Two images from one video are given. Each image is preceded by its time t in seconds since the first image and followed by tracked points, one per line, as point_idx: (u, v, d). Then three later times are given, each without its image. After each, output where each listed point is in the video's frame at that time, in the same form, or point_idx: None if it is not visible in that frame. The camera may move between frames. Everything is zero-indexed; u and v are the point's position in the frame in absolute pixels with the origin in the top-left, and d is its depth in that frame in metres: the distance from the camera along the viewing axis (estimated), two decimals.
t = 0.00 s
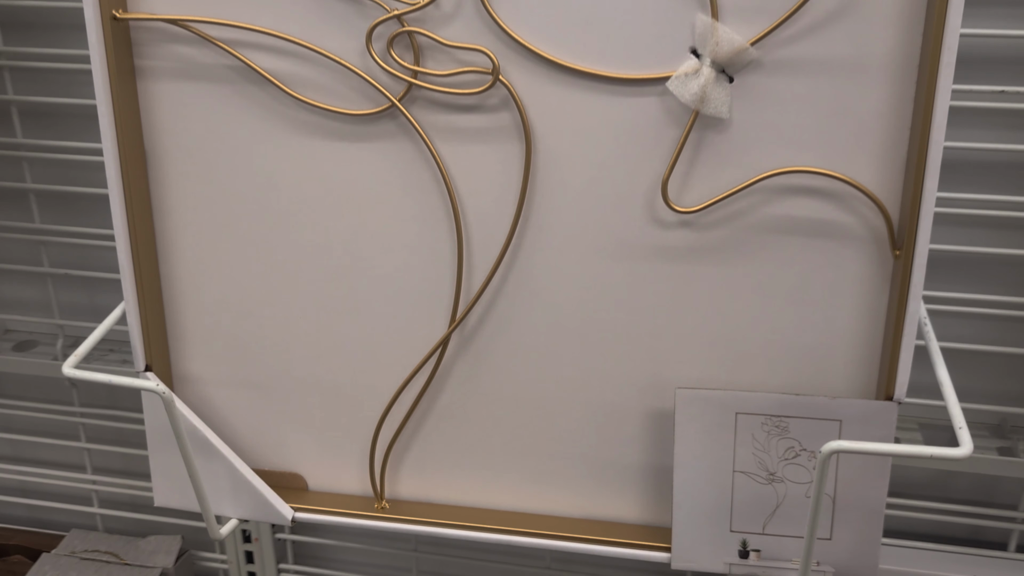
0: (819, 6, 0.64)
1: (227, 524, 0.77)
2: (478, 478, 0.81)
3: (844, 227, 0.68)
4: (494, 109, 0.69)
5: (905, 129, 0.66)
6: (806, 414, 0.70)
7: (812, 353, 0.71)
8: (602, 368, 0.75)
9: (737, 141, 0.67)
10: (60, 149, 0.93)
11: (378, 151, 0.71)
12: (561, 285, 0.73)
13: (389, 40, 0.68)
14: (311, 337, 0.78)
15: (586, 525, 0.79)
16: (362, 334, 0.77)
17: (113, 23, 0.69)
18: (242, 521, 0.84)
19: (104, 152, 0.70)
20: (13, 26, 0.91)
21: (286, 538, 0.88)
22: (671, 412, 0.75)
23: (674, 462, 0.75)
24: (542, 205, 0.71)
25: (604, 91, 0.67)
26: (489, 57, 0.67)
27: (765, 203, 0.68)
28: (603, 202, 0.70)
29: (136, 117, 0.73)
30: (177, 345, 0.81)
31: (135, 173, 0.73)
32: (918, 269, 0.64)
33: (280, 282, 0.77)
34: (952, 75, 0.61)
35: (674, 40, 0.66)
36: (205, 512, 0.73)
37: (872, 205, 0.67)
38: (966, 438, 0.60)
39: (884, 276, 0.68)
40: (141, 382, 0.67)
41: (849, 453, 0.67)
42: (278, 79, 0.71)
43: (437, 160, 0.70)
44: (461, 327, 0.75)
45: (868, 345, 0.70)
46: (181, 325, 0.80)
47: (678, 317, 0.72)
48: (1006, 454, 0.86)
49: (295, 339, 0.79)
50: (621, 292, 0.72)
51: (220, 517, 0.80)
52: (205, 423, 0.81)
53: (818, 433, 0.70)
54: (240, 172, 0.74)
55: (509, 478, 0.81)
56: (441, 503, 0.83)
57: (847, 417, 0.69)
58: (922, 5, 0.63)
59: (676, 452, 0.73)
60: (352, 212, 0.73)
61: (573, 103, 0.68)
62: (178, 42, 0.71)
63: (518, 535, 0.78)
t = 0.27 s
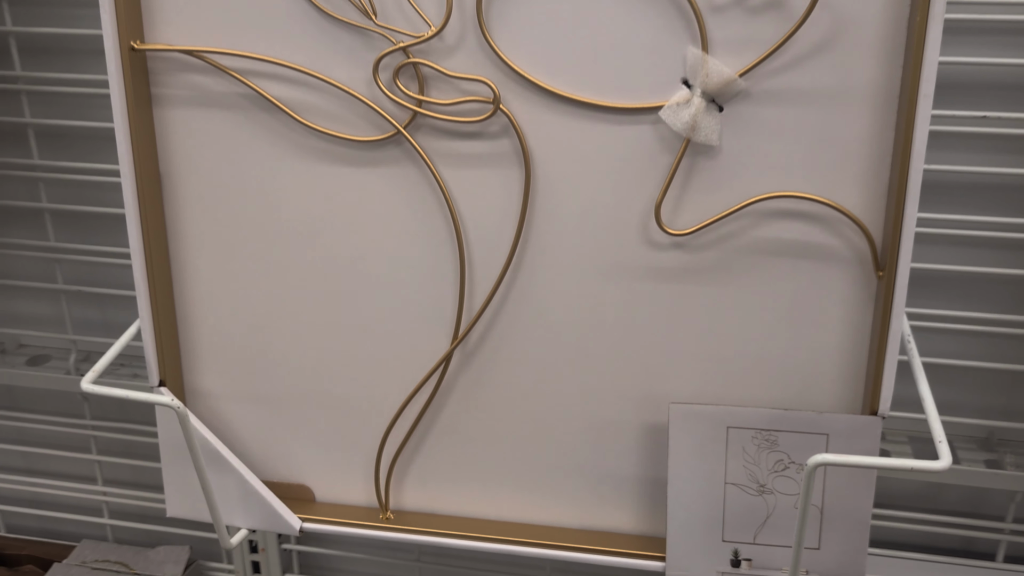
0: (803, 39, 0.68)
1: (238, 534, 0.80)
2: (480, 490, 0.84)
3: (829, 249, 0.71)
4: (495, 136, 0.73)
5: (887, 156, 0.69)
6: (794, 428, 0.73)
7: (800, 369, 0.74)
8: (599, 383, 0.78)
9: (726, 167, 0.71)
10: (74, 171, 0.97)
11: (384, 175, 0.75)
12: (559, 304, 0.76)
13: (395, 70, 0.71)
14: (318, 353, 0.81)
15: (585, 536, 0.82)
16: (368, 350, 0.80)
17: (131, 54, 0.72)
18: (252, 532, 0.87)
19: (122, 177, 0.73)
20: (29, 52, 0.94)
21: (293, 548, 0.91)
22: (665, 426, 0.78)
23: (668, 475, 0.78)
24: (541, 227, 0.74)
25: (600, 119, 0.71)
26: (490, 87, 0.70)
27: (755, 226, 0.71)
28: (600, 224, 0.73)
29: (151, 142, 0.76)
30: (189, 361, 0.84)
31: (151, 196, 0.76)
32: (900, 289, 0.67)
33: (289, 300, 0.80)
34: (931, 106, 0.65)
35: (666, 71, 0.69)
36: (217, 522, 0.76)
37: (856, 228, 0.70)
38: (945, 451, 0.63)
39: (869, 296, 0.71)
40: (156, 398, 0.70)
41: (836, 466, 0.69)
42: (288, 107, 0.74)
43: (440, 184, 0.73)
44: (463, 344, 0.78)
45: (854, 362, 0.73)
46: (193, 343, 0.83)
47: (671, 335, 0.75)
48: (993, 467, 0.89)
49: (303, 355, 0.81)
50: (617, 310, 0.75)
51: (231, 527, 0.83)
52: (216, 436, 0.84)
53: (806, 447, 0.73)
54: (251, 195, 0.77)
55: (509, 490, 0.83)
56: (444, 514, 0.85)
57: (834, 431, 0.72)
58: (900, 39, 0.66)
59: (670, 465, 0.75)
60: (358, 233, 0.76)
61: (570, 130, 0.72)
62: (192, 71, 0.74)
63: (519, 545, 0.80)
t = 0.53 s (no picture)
0: (781, 76, 0.72)
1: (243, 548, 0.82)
2: (477, 504, 0.87)
3: (809, 273, 0.75)
4: (491, 165, 0.76)
5: (862, 185, 0.73)
6: (777, 444, 0.76)
7: (783, 387, 0.77)
8: (590, 401, 0.81)
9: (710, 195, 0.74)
10: (85, 195, 1.01)
11: (385, 203, 0.78)
12: (552, 325, 0.79)
13: (396, 103, 0.75)
14: (321, 371, 0.84)
15: (578, 548, 0.85)
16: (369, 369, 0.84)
17: (145, 87, 0.76)
18: (256, 545, 0.90)
19: (134, 205, 0.77)
20: (41, 81, 0.98)
21: (294, 561, 0.95)
22: (654, 443, 0.81)
23: (657, 489, 0.81)
24: (534, 252, 0.78)
25: (591, 150, 0.75)
26: (486, 119, 0.74)
27: (738, 251, 0.75)
28: (590, 249, 0.77)
29: (163, 171, 0.80)
30: (196, 380, 0.87)
31: (162, 222, 0.79)
32: (876, 311, 0.71)
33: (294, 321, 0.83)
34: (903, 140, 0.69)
35: (653, 105, 0.73)
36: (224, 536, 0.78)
37: (833, 253, 0.74)
38: (918, 466, 0.66)
39: (847, 317, 0.75)
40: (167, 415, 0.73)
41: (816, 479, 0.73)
42: (294, 138, 0.78)
43: (439, 211, 0.77)
44: (460, 363, 0.82)
45: (834, 381, 0.76)
46: (201, 362, 0.86)
47: (660, 355, 0.78)
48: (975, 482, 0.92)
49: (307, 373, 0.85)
50: (608, 331, 0.79)
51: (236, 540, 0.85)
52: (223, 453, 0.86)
53: (788, 462, 0.76)
54: (257, 221, 0.80)
55: (505, 505, 0.86)
56: (442, 528, 0.88)
57: (814, 447, 0.75)
58: (873, 75, 0.71)
59: (659, 480, 0.79)
60: (361, 257, 0.80)
61: (563, 160, 0.75)
62: (202, 104, 0.78)
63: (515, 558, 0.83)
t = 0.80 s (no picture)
0: (757, 112, 0.76)
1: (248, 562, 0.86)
2: (472, 520, 0.90)
3: (786, 297, 0.79)
4: (485, 196, 0.81)
5: (835, 215, 0.77)
6: (757, 460, 0.80)
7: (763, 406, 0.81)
8: (580, 420, 0.85)
9: (692, 224, 0.79)
10: (95, 223, 1.05)
11: (385, 231, 0.83)
12: (544, 347, 0.83)
13: (395, 138, 0.80)
14: (323, 391, 0.88)
15: (570, 562, 0.88)
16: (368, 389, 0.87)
17: (157, 122, 0.81)
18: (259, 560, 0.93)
19: (146, 233, 0.81)
20: (54, 113, 1.02)
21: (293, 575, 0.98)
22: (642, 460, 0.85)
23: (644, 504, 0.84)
24: (526, 278, 0.82)
25: (579, 181, 0.79)
26: (480, 153, 0.79)
27: (719, 277, 0.79)
28: (579, 275, 0.81)
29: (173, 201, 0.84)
30: (202, 400, 0.90)
31: (172, 249, 0.84)
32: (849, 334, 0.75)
33: (297, 343, 0.87)
34: (872, 173, 0.74)
35: (638, 140, 0.78)
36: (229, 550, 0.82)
37: (809, 278, 0.78)
38: (888, 480, 0.69)
39: (822, 339, 0.79)
40: (177, 434, 0.77)
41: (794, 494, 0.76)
42: (299, 170, 0.82)
43: (436, 239, 0.81)
44: (456, 384, 0.86)
45: (811, 399, 0.80)
46: (207, 383, 0.90)
47: (646, 375, 0.82)
48: (954, 498, 0.96)
49: (309, 393, 0.88)
50: (597, 353, 0.83)
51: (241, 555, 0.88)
52: (228, 470, 0.90)
53: (768, 477, 0.80)
54: (263, 248, 0.84)
55: (500, 521, 0.90)
56: (439, 543, 0.91)
57: (793, 462, 0.79)
58: (843, 112, 0.75)
59: (646, 495, 0.82)
60: (361, 282, 0.84)
61: (553, 191, 0.80)
62: (212, 137, 0.83)
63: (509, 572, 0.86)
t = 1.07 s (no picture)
0: (740, 145, 0.81)
1: None
2: (471, 535, 0.93)
3: (769, 320, 0.83)
4: (483, 224, 0.85)
5: (815, 242, 0.81)
6: (743, 476, 0.84)
7: (749, 423, 0.85)
8: (575, 438, 0.88)
9: (680, 251, 0.83)
10: (104, 249, 1.09)
11: (387, 257, 0.86)
12: (539, 368, 0.87)
13: (398, 169, 0.84)
14: (327, 411, 0.91)
15: None
16: (371, 409, 0.91)
17: (171, 154, 0.85)
18: None
19: (160, 260, 0.85)
20: (66, 144, 1.06)
21: None
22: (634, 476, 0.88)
23: (636, 519, 0.88)
24: (522, 302, 0.86)
25: (573, 210, 0.83)
26: (478, 183, 0.83)
27: (706, 301, 0.83)
28: (572, 299, 0.85)
29: (185, 229, 0.88)
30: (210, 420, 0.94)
31: (184, 275, 0.87)
32: (829, 355, 0.79)
33: (302, 364, 0.90)
34: (848, 203, 0.78)
35: (627, 171, 0.82)
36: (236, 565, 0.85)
37: (791, 302, 0.82)
38: (869, 493, 0.71)
39: (804, 360, 0.83)
40: (188, 452, 0.80)
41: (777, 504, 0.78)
42: (306, 199, 0.86)
43: (436, 265, 0.85)
44: (455, 403, 0.89)
45: (794, 417, 0.84)
46: (215, 403, 0.93)
47: (637, 394, 0.86)
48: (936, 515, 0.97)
49: (313, 413, 0.92)
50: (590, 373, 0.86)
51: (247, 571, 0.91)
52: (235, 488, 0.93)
53: (755, 492, 0.83)
54: (271, 273, 0.88)
55: (497, 536, 0.93)
56: (438, 557, 0.94)
57: (777, 478, 0.83)
58: (821, 145, 0.80)
59: (638, 510, 0.85)
60: (365, 306, 0.88)
61: (547, 219, 0.84)
62: (223, 168, 0.87)
63: None
